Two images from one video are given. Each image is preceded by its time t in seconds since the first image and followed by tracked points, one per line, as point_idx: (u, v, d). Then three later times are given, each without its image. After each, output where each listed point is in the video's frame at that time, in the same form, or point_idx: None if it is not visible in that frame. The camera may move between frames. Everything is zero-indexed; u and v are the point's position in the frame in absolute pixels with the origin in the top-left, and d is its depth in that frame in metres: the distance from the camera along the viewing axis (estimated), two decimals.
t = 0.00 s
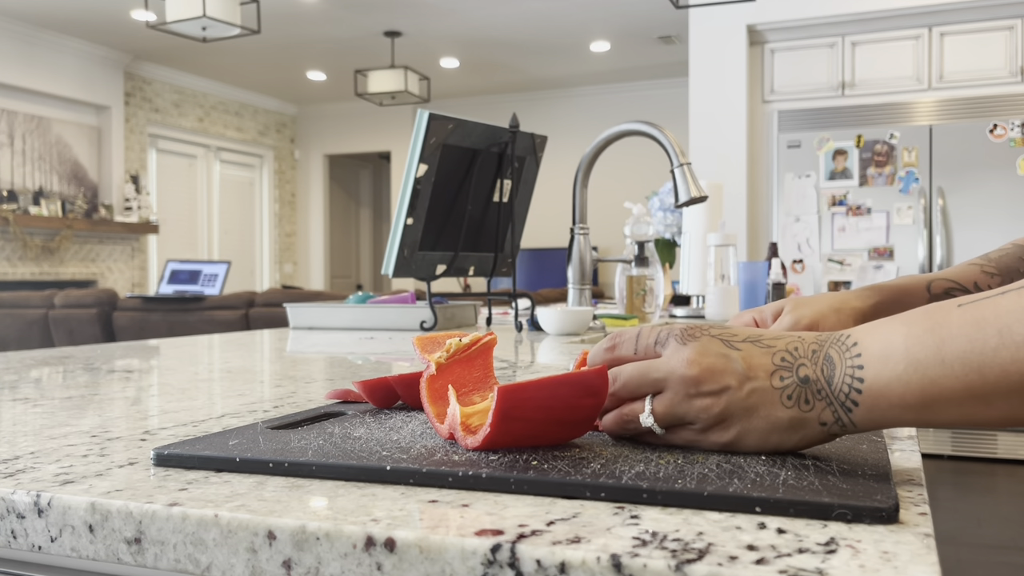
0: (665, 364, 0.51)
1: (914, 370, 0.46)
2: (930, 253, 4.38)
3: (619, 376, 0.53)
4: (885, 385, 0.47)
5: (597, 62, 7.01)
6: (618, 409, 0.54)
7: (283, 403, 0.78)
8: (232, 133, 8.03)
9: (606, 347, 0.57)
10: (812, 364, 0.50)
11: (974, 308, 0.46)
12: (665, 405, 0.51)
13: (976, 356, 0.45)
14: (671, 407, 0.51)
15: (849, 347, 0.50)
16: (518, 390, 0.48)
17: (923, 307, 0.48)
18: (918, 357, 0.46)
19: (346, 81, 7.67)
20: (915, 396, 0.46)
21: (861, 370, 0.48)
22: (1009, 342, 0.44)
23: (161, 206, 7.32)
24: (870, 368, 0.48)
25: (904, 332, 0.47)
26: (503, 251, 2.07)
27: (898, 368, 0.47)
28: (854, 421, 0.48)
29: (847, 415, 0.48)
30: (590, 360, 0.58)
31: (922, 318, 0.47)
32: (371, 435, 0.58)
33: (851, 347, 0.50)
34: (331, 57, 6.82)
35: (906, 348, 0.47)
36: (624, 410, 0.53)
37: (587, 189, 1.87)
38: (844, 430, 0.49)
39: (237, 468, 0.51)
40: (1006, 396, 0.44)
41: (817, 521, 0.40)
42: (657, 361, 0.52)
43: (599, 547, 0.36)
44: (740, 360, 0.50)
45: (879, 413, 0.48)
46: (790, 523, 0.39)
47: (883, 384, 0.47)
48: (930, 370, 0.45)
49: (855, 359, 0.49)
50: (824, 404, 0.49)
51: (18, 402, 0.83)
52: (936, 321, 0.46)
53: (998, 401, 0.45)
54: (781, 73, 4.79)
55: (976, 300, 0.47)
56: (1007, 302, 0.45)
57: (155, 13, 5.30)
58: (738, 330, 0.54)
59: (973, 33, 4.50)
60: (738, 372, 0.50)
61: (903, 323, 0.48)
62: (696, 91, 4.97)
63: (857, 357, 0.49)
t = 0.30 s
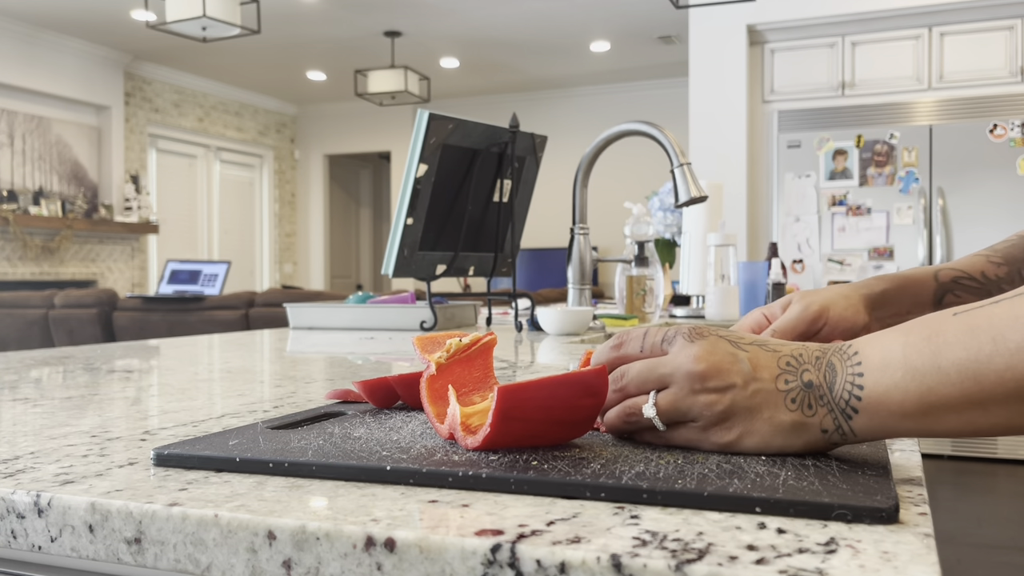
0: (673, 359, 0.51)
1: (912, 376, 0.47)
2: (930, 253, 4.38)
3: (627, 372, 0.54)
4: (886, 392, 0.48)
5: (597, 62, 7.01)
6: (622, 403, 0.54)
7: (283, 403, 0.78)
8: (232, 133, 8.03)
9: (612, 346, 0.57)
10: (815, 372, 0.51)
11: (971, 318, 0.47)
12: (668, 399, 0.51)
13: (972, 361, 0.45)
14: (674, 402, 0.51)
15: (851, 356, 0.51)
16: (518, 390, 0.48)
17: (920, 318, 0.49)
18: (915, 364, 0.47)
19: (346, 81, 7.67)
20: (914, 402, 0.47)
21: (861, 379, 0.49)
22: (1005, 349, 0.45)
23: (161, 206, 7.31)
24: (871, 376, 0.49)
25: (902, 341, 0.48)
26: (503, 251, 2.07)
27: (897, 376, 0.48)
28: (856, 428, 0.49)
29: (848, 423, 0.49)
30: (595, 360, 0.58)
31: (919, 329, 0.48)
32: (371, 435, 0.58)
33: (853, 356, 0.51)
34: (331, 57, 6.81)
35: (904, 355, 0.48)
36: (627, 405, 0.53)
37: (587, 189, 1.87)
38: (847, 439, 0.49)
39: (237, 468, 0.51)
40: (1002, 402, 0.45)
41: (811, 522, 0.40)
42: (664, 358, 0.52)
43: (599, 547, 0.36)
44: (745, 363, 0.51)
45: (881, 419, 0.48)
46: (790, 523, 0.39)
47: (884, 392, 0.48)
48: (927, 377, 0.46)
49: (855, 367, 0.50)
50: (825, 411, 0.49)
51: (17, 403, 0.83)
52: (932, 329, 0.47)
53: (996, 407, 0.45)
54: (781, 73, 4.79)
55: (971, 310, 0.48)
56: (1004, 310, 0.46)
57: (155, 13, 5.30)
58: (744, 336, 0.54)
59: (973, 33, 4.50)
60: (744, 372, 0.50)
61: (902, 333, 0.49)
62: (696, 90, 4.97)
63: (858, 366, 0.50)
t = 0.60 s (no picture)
0: (675, 360, 0.52)
1: (911, 380, 0.47)
2: (930, 253, 4.38)
3: (632, 375, 0.54)
4: (887, 395, 0.48)
5: (597, 62, 7.01)
6: (625, 402, 0.54)
7: (283, 403, 0.78)
8: (233, 133, 8.02)
9: (615, 351, 0.57)
10: (817, 374, 0.51)
11: (971, 320, 0.46)
12: (672, 400, 0.51)
13: (973, 363, 0.45)
14: (677, 402, 0.51)
15: (853, 359, 0.51)
16: (518, 390, 0.48)
17: (921, 320, 0.49)
18: (916, 367, 0.47)
19: (346, 81, 7.67)
20: (915, 406, 0.47)
21: (862, 383, 0.49)
22: (1006, 350, 0.45)
23: (161, 207, 7.32)
24: (872, 380, 0.49)
25: (901, 344, 0.48)
26: (503, 251, 2.07)
27: (898, 380, 0.48)
28: (858, 431, 0.49)
29: (849, 426, 0.49)
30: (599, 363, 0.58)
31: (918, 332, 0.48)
32: (371, 436, 0.58)
33: (854, 359, 0.51)
34: (332, 57, 6.81)
35: (904, 358, 0.48)
36: (629, 405, 0.53)
37: (587, 189, 1.87)
38: (849, 442, 0.49)
39: (237, 468, 0.51)
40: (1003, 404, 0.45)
41: (812, 521, 0.40)
42: (667, 360, 0.52)
43: (598, 547, 0.36)
44: (748, 365, 0.51)
45: (883, 423, 0.48)
46: (789, 524, 0.39)
47: (885, 395, 0.48)
48: (928, 381, 0.46)
49: (856, 369, 0.50)
50: (828, 414, 0.49)
51: (18, 402, 0.83)
52: (932, 332, 0.47)
53: (999, 408, 0.45)
54: (781, 73, 4.79)
55: (971, 312, 0.47)
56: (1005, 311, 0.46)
57: (155, 13, 5.30)
58: (747, 338, 0.54)
59: (973, 33, 4.50)
60: (747, 374, 0.50)
61: (902, 336, 0.49)
62: (696, 90, 4.97)
63: (859, 369, 0.50)
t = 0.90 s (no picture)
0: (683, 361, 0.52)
1: (917, 380, 0.47)
2: (930, 253, 4.38)
3: (640, 379, 0.54)
4: (893, 396, 0.48)
5: (597, 62, 7.01)
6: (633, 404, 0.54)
7: (283, 403, 0.78)
8: (233, 133, 8.02)
9: (619, 353, 0.58)
10: (822, 373, 0.50)
11: (975, 319, 0.47)
12: (679, 405, 0.51)
13: (978, 363, 0.45)
14: (685, 407, 0.51)
15: (857, 358, 0.50)
16: (531, 390, 0.48)
17: (924, 319, 0.49)
18: (920, 369, 0.47)
19: (346, 81, 7.67)
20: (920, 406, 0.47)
21: (867, 384, 0.49)
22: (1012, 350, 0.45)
23: (161, 207, 7.32)
24: (878, 380, 0.48)
25: (906, 344, 0.48)
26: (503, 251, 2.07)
27: (903, 380, 0.48)
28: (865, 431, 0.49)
29: (856, 427, 0.49)
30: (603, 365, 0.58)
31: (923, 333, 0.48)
32: (376, 437, 0.58)
33: (859, 359, 0.50)
34: (331, 57, 6.81)
35: (909, 359, 0.48)
36: (638, 410, 0.53)
37: (587, 189, 1.87)
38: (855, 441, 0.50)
39: (243, 470, 0.51)
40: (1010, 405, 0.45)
41: (817, 520, 0.40)
42: (674, 364, 0.52)
43: (599, 547, 0.36)
44: (755, 366, 0.51)
45: (889, 422, 0.48)
46: (791, 523, 0.39)
47: (891, 397, 0.48)
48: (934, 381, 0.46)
49: (860, 369, 0.50)
50: (834, 416, 0.49)
51: (18, 402, 0.83)
52: (936, 332, 0.47)
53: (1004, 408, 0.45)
54: (781, 73, 4.78)
55: (975, 312, 0.47)
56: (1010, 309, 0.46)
57: (155, 13, 5.30)
58: (752, 338, 0.54)
59: (973, 33, 4.49)
60: (754, 377, 0.50)
61: (906, 334, 0.49)
62: (696, 90, 4.98)
63: (864, 368, 0.50)
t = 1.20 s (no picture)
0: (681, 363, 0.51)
1: (917, 374, 0.47)
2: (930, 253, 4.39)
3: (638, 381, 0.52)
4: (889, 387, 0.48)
5: (597, 62, 7.01)
6: (630, 412, 0.53)
7: (283, 403, 0.78)
8: (233, 133, 8.02)
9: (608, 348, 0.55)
10: (822, 368, 0.50)
11: (978, 315, 0.46)
12: (680, 409, 0.51)
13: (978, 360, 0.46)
14: (686, 410, 0.51)
15: (854, 351, 0.50)
16: (531, 390, 0.48)
17: (924, 311, 0.49)
18: (921, 362, 0.47)
19: (347, 81, 7.67)
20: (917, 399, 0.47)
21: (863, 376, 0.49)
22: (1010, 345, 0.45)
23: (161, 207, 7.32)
24: (876, 376, 0.48)
25: (905, 339, 0.48)
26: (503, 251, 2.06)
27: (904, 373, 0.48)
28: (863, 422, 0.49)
29: (854, 421, 0.49)
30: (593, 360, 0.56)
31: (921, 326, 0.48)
32: (376, 437, 0.58)
33: (856, 351, 0.50)
34: (331, 57, 6.81)
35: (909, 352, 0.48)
36: (638, 415, 0.52)
37: (587, 189, 1.87)
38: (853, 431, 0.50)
39: (245, 471, 0.51)
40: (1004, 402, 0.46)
41: (817, 521, 0.40)
42: (672, 368, 0.51)
43: (598, 547, 0.36)
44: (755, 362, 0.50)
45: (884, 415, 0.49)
46: (791, 523, 0.39)
47: (889, 390, 0.48)
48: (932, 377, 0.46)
49: (855, 361, 0.50)
50: (832, 410, 0.49)
51: (18, 402, 0.83)
52: (935, 327, 0.47)
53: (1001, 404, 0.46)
54: (781, 73, 4.78)
55: (973, 307, 0.47)
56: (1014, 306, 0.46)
57: (155, 13, 5.29)
58: (747, 327, 0.53)
59: (973, 33, 4.49)
60: (755, 377, 0.49)
61: (904, 328, 0.49)
62: (695, 90, 4.98)
63: (862, 362, 0.49)
